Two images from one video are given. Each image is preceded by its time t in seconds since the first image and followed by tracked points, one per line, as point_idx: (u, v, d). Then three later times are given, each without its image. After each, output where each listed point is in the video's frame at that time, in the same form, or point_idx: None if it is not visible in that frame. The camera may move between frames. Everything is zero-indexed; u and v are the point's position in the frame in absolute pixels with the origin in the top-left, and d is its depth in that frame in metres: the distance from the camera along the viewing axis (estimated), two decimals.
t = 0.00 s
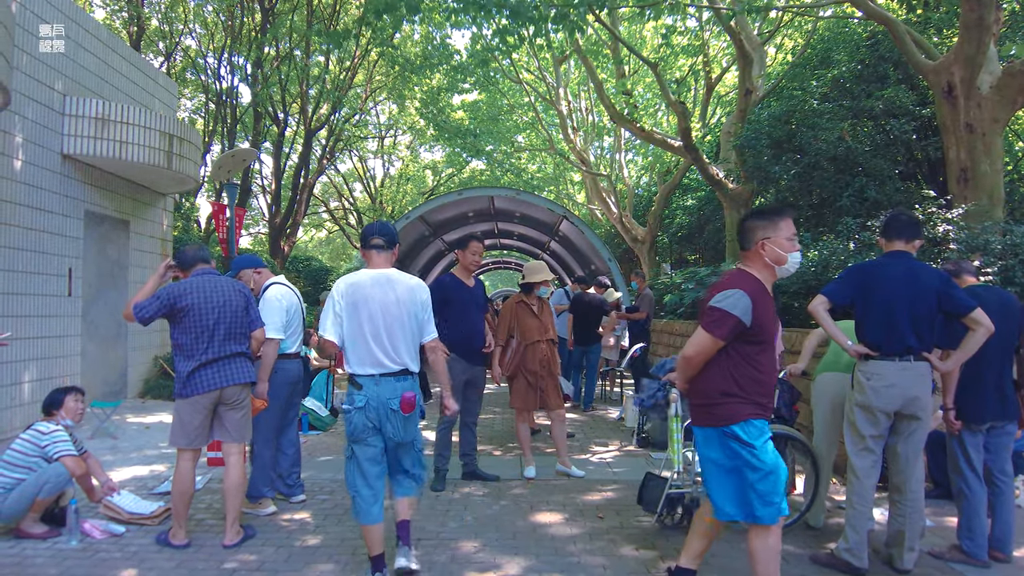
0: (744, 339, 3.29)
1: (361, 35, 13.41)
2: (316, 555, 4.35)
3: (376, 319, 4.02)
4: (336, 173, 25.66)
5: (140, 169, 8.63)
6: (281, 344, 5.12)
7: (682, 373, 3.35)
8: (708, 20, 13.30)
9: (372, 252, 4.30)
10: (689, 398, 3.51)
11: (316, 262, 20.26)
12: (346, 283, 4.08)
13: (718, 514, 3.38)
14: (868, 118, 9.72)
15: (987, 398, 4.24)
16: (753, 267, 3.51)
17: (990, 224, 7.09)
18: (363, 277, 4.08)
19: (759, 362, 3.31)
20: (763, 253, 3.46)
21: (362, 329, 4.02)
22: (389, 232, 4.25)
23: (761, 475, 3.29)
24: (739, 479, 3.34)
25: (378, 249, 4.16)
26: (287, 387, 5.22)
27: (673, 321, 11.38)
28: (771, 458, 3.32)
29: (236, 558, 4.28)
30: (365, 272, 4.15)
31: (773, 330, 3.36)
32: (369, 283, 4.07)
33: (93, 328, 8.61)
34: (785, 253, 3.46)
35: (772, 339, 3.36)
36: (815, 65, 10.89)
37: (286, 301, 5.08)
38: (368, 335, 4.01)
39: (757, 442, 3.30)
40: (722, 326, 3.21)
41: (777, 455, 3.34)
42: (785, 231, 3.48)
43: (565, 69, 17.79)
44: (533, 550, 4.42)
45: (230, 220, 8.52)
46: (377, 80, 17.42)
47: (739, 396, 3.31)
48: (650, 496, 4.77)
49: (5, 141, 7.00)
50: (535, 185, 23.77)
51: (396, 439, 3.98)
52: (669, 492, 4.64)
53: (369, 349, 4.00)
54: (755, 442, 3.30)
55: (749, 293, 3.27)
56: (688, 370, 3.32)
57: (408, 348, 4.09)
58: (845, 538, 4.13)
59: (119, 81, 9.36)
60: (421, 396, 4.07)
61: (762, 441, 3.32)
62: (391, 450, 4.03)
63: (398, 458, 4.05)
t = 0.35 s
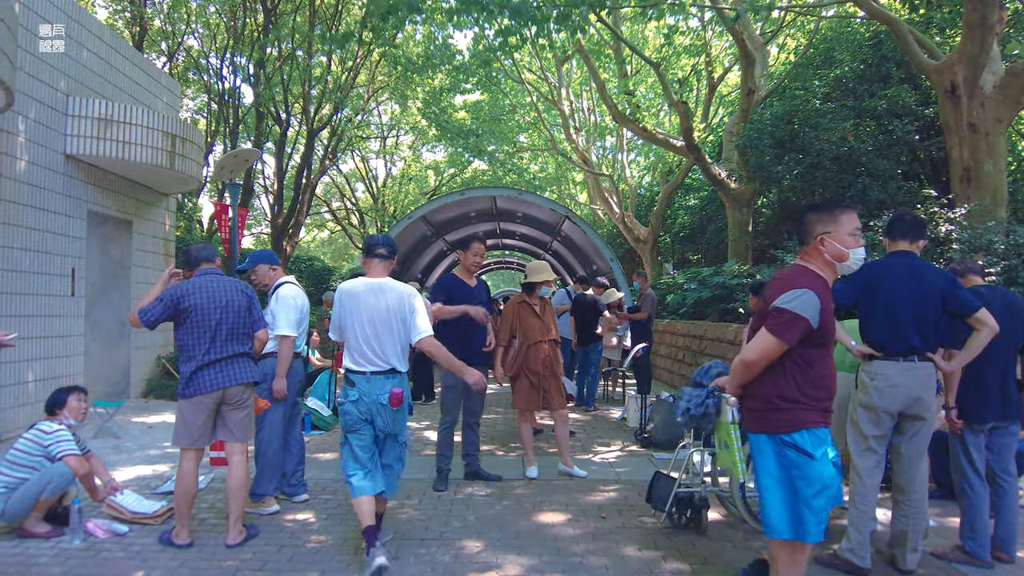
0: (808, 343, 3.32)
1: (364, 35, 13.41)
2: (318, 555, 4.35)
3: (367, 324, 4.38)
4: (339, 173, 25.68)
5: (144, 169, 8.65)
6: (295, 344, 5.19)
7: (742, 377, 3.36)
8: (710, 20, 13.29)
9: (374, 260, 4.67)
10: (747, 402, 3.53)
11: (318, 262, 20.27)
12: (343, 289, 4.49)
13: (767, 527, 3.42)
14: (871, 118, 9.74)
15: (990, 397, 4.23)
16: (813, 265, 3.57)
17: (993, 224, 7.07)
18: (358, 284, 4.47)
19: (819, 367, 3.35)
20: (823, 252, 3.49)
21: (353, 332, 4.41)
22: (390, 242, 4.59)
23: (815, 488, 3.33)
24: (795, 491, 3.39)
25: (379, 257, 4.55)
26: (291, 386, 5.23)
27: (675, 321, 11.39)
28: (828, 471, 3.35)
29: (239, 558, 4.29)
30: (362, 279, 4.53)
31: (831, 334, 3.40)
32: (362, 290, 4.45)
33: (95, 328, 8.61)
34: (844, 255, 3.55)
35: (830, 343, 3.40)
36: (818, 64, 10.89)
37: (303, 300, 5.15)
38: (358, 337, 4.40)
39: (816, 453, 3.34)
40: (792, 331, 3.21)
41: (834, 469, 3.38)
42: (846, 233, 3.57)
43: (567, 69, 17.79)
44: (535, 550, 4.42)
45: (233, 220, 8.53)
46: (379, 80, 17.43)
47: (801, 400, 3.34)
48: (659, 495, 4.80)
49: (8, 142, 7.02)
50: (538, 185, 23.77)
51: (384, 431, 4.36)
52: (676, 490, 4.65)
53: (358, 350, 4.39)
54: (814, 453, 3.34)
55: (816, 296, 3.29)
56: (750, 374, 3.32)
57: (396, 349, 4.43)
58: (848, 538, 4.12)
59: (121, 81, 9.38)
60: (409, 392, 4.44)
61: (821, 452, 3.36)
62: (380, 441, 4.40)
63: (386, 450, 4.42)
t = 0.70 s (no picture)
0: (855, 345, 3.10)
1: (365, 35, 13.43)
2: (321, 555, 4.36)
3: (373, 317, 4.67)
4: (341, 173, 25.74)
5: (147, 170, 8.67)
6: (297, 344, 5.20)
7: (785, 379, 3.18)
8: (712, 20, 13.30)
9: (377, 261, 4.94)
10: (790, 407, 3.32)
11: (320, 263, 20.30)
12: (350, 288, 4.75)
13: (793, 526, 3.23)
14: (873, 117, 9.74)
15: (992, 397, 4.24)
16: (867, 268, 3.30)
17: (995, 224, 7.06)
18: (365, 284, 4.74)
19: (868, 372, 3.11)
20: (876, 251, 3.25)
21: (358, 328, 4.69)
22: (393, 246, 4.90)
23: (850, 496, 3.10)
24: (826, 496, 3.17)
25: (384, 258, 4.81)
26: (293, 385, 5.23)
27: (677, 321, 11.44)
28: (866, 482, 3.11)
29: (242, 557, 4.31)
30: (368, 278, 4.80)
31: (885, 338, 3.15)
32: (368, 288, 4.74)
33: (99, 328, 8.64)
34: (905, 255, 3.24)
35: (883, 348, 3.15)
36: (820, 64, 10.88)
37: (306, 299, 5.16)
38: (363, 332, 4.68)
39: (855, 461, 3.11)
40: (833, 331, 3.03)
41: (874, 482, 3.14)
42: (904, 232, 3.26)
43: (568, 69, 17.81)
44: (538, 550, 4.43)
45: (235, 220, 8.54)
46: (381, 81, 17.46)
47: (847, 407, 3.11)
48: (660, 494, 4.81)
49: (12, 142, 7.04)
50: (539, 185, 23.79)
51: (386, 417, 4.61)
52: (676, 489, 4.67)
53: (363, 344, 4.67)
54: (853, 462, 3.11)
55: (863, 297, 3.07)
56: (792, 376, 3.14)
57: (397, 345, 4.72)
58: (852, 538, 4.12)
59: (124, 83, 9.41)
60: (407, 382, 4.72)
61: (861, 461, 3.11)
62: (381, 427, 4.63)
63: (386, 436, 4.61)
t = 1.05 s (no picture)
0: (919, 341, 2.99)
1: (367, 36, 13.44)
2: (323, 555, 4.37)
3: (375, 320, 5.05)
4: (343, 173, 25.76)
5: (149, 170, 8.68)
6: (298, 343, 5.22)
7: (847, 377, 3.09)
8: (713, 20, 13.30)
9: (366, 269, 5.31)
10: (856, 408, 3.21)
11: (323, 263, 20.32)
12: (348, 294, 5.13)
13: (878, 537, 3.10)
14: (875, 117, 9.76)
15: (995, 398, 4.23)
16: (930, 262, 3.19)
17: (998, 224, 7.06)
18: (362, 290, 5.14)
19: (935, 368, 3.00)
20: (942, 244, 3.20)
21: (360, 329, 5.07)
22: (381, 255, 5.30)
23: (936, 499, 2.98)
24: (911, 500, 3.03)
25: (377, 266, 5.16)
26: (295, 385, 5.25)
27: (678, 321, 11.45)
28: (950, 480, 3.00)
29: (244, 557, 4.32)
30: (363, 285, 5.20)
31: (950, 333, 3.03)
32: (366, 293, 5.14)
33: (101, 329, 8.65)
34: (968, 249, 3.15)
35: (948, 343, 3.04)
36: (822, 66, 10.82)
37: (308, 300, 5.17)
38: (364, 332, 5.06)
39: (935, 460, 2.99)
40: (894, 325, 2.94)
41: (955, 477, 3.03)
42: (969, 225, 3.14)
43: (570, 69, 17.80)
44: (540, 551, 4.43)
45: (238, 220, 8.55)
46: (383, 81, 17.48)
47: (916, 406, 2.99)
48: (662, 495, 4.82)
49: (14, 143, 7.05)
50: (541, 186, 23.80)
51: (385, 410, 5.00)
52: (676, 490, 4.70)
53: (367, 343, 5.05)
54: (932, 461, 2.98)
55: (926, 290, 2.97)
56: (854, 373, 3.06)
57: (396, 344, 5.15)
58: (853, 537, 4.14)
59: (127, 83, 9.43)
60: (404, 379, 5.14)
61: (941, 460, 3.00)
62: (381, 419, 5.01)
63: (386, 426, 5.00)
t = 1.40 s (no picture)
0: (982, 344, 2.92)
1: (369, 36, 13.44)
2: (324, 555, 4.36)
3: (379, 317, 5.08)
4: (344, 173, 25.74)
5: (150, 170, 8.67)
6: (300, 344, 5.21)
7: (906, 380, 3.00)
8: (715, 20, 13.28)
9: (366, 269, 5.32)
10: (905, 408, 3.15)
11: (324, 263, 20.31)
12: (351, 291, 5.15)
13: (935, 547, 3.00)
14: (877, 117, 9.73)
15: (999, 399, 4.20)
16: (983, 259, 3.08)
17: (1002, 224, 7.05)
18: (366, 287, 5.16)
19: (994, 372, 2.95)
20: (1005, 245, 3.02)
21: (364, 324, 5.07)
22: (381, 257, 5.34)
23: (999, 505, 2.90)
24: (971, 506, 2.95)
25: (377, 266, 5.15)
26: (295, 386, 5.22)
27: (680, 321, 11.43)
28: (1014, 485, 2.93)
29: (246, 557, 4.31)
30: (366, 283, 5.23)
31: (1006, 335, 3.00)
32: (370, 290, 5.17)
33: (102, 329, 8.64)
34: None
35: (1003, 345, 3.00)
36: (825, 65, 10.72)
37: (311, 299, 5.17)
38: (368, 327, 5.07)
39: (997, 465, 2.92)
40: (966, 330, 2.82)
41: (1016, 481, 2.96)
42: None
43: (571, 69, 17.78)
44: (542, 551, 4.42)
45: (239, 221, 8.53)
46: (384, 81, 17.48)
47: (978, 410, 2.94)
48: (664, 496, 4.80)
49: (15, 142, 7.04)
50: (543, 185, 23.79)
51: (387, 404, 5.04)
52: (678, 491, 4.67)
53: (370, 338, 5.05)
54: (995, 466, 2.92)
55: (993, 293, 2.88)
56: (915, 377, 2.96)
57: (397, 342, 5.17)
58: (856, 539, 4.11)
59: (128, 83, 9.43)
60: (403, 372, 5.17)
61: (1002, 465, 2.94)
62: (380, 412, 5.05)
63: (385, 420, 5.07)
